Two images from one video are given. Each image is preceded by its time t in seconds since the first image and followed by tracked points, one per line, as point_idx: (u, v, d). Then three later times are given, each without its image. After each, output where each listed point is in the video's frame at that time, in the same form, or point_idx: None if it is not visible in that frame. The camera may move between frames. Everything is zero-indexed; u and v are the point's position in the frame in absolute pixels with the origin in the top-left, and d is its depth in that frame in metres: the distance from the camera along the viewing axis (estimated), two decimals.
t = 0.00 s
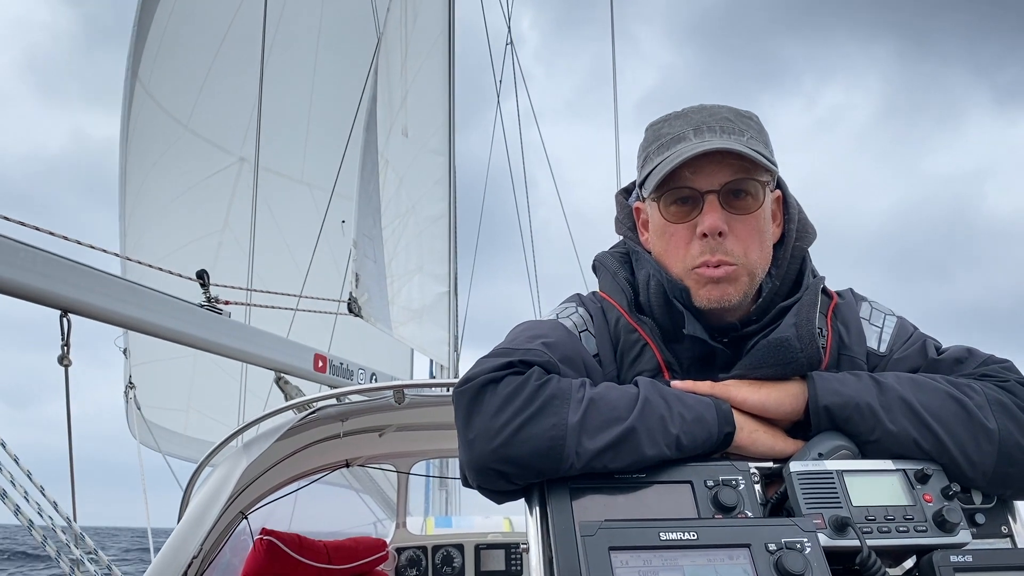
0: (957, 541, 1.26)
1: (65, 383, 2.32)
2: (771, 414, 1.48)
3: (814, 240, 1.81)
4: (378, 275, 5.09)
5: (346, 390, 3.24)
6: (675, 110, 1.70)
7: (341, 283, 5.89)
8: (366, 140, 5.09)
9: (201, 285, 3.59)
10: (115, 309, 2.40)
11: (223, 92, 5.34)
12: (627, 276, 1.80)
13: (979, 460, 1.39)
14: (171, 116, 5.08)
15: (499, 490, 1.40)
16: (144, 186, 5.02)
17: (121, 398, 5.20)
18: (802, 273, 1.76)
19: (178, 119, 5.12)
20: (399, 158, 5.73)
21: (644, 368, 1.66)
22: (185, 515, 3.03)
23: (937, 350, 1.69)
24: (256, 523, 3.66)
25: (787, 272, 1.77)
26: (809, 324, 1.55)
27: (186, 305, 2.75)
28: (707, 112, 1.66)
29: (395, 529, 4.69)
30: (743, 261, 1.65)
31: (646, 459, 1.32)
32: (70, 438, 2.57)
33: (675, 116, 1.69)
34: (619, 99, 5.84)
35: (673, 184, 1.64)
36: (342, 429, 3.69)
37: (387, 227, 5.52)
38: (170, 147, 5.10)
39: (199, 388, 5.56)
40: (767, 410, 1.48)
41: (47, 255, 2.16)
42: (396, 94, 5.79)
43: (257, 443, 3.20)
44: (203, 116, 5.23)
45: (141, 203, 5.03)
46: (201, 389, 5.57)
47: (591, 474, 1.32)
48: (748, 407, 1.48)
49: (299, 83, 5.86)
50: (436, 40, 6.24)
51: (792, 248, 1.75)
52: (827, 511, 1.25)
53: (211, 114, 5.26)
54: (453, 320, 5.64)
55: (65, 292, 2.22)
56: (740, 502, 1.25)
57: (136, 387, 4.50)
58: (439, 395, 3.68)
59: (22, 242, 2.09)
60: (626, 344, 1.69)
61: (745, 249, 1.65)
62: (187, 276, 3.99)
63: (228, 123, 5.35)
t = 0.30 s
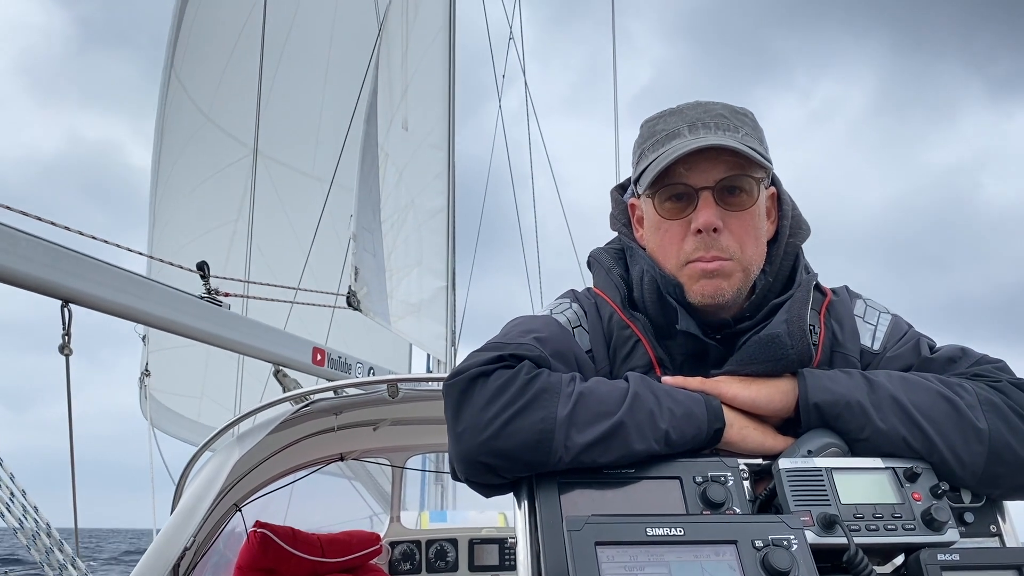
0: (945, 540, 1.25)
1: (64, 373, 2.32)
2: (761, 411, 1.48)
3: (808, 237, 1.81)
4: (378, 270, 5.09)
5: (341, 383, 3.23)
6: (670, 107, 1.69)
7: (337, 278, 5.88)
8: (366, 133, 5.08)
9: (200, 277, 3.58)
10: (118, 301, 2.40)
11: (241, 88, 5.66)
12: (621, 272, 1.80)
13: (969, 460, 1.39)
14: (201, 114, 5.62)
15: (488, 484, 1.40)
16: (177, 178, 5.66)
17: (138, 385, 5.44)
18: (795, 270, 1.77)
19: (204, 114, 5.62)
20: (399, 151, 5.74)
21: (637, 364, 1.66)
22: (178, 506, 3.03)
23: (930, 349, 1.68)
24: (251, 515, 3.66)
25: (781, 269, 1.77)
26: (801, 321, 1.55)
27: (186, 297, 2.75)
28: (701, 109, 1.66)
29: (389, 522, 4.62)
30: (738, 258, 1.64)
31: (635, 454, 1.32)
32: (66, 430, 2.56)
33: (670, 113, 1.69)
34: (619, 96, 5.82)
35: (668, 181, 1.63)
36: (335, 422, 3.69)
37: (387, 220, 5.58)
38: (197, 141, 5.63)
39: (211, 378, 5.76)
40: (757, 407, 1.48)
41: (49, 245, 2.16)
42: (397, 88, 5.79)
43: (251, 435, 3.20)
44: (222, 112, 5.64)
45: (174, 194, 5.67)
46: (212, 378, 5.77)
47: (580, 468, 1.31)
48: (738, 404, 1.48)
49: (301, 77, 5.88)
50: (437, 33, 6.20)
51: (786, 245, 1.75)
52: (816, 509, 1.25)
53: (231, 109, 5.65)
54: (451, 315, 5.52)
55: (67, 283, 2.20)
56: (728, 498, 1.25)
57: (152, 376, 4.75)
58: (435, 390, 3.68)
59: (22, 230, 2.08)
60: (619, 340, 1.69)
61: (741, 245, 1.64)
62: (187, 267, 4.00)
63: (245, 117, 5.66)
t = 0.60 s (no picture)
0: (938, 536, 1.26)
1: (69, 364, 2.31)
2: (757, 408, 1.48)
3: (804, 232, 1.81)
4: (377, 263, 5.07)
5: (340, 375, 3.23)
6: (669, 102, 1.69)
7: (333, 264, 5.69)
8: (364, 126, 5.07)
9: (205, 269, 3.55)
10: (123, 292, 2.39)
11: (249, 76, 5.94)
12: (618, 268, 1.80)
13: (963, 457, 1.39)
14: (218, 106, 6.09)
15: (484, 480, 1.40)
16: (196, 165, 6.16)
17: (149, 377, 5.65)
18: (792, 267, 1.77)
19: (218, 102, 6.04)
20: (397, 144, 5.78)
21: (632, 360, 1.66)
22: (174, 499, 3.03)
23: (925, 346, 1.69)
24: (247, 508, 3.67)
25: (777, 266, 1.77)
26: (797, 318, 1.55)
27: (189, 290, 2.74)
28: (701, 105, 1.66)
29: (385, 516, 4.60)
30: (740, 252, 1.64)
31: (631, 450, 1.32)
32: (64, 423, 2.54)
33: (669, 109, 1.69)
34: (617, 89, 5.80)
35: (670, 176, 1.63)
36: (332, 416, 3.69)
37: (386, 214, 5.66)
38: (214, 131, 6.10)
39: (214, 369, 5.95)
40: (753, 404, 1.48)
41: (56, 237, 2.14)
42: (395, 81, 5.79)
43: (247, 429, 3.20)
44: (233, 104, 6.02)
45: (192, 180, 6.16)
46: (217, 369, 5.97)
47: (576, 465, 1.31)
48: (734, 401, 1.48)
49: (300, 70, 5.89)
50: (436, 26, 6.18)
51: (782, 241, 1.76)
52: (810, 506, 1.25)
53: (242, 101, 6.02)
54: (447, 309, 5.46)
55: (72, 275, 2.19)
56: (723, 494, 1.25)
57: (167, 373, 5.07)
58: (432, 384, 3.68)
59: (30, 222, 2.06)
60: (615, 335, 1.69)
61: (742, 240, 1.64)
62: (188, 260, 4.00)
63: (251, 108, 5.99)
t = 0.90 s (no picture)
0: (938, 535, 1.27)
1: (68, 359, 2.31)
2: (758, 406, 1.48)
3: (804, 230, 1.82)
4: (375, 259, 5.07)
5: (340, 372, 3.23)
6: (665, 101, 1.69)
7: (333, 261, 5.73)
8: (362, 121, 5.05)
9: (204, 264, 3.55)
10: (123, 288, 2.38)
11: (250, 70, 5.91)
12: (618, 265, 1.80)
13: (963, 455, 1.40)
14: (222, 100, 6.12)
15: (486, 478, 1.40)
16: (201, 159, 6.21)
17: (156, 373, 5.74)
18: (792, 266, 1.77)
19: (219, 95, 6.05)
20: (396, 139, 5.78)
21: (633, 358, 1.66)
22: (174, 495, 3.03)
23: (925, 345, 1.69)
24: (246, 504, 3.67)
25: (777, 264, 1.77)
26: (799, 317, 1.56)
27: (189, 286, 2.73)
28: (697, 103, 1.66)
29: (384, 511, 4.61)
30: (740, 249, 1.65)
31: (633, 449, 1.32)
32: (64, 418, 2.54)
33: (664, 107, 1.69)
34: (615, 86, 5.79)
35: (669, 176, 1.63)
36: (332, 412, 3.69)
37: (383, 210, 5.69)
38: (219, 124, 6.14)
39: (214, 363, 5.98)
40: (754, 402, 1.49)
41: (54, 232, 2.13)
42: (393, 77, 5.79)
43: (246, 425, 3.20)
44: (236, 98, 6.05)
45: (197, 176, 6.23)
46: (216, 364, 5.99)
47: (578, 463, 1.32)
48: (735, 399, 1.49)
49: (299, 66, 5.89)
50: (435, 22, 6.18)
51: (783, 239, 1.76)
52: (812, 504, 1.26)
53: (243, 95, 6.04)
54: (445, 304, 5.47)
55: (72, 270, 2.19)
56: (725, 493, 1.25)
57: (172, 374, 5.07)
58: (431, 380, 3.69)
59: (28, 216, 2.05)
60: (616, 333, 1.69)
61: (742, 237, 1.65)
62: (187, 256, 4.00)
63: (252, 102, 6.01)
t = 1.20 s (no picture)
0: (945, 538, 1.27)
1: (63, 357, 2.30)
2: (765, 408, 1.49)
3: (809, 231, 1.82)
4: (375, 257, 5.05)
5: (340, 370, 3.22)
6: (670, 102, 1.69)
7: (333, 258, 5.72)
8: (362, 119, 5.04)
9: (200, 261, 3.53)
10: (116, 286, 2.37)
11: (251, 66, 5.90)
12: (624, 266, 1.80)
13: (969, 458, 1.40)
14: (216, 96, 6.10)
15: (493, 478, 1.41)
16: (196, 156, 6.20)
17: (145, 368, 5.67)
18: (798, 267, 1.77)
19: (214, 91, 6.02)
20: (396, 138, 5.78)
21: (640, 359, 1.66)
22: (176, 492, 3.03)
23: (930, 348, 1.69)
24: (247, 500, 3.67)
25: (783, 266, 1.77)
26: (805, 319, 1.56)
27: (184, 283, 2.72)
28: (702, 103, 1.66)
29: (384, 509, 4.59)
30: (745, 250, 1.65)
31: (640, 450, 1.32)
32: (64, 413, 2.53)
33: (669, 109, 1.69)
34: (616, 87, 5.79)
35: (673, 176, 1.63)
36: (334, 410, 3.69)
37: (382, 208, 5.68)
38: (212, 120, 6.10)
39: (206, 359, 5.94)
40: (761, 404, 1.49)
41: (47, 228, 2.11)
42: (394, 75, 5.78)
43: (248, 423, 3.19)
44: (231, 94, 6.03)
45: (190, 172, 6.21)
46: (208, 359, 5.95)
47: (584, 464, 1.32)
48: (742, 401, 1.49)
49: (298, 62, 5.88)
50: (436, 21, 6.18)
51: (788, 241, 1.76)
52: (818, 506, 1.26)
53: (239, 91, 6.02)
54: (445, 302, 5.48)
55: (67, 268, 2.18)
56: (731, 494, 1.25)
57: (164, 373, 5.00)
58: (432, 379, 3.69)
59: (20, 212, 2.03)
60: (622, 333, 1.69)
61: (747, 237, 1.65)
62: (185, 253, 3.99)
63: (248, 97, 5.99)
